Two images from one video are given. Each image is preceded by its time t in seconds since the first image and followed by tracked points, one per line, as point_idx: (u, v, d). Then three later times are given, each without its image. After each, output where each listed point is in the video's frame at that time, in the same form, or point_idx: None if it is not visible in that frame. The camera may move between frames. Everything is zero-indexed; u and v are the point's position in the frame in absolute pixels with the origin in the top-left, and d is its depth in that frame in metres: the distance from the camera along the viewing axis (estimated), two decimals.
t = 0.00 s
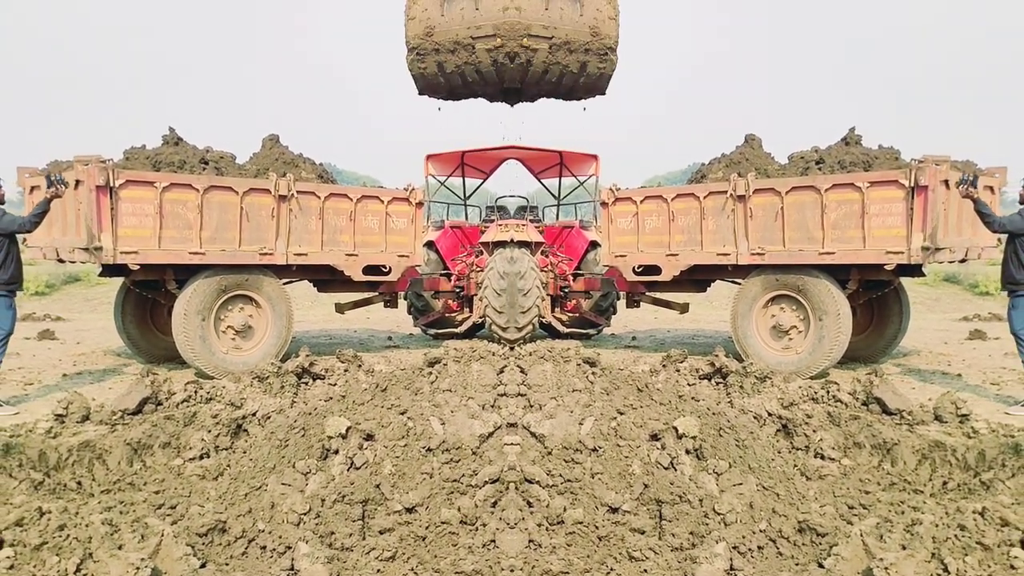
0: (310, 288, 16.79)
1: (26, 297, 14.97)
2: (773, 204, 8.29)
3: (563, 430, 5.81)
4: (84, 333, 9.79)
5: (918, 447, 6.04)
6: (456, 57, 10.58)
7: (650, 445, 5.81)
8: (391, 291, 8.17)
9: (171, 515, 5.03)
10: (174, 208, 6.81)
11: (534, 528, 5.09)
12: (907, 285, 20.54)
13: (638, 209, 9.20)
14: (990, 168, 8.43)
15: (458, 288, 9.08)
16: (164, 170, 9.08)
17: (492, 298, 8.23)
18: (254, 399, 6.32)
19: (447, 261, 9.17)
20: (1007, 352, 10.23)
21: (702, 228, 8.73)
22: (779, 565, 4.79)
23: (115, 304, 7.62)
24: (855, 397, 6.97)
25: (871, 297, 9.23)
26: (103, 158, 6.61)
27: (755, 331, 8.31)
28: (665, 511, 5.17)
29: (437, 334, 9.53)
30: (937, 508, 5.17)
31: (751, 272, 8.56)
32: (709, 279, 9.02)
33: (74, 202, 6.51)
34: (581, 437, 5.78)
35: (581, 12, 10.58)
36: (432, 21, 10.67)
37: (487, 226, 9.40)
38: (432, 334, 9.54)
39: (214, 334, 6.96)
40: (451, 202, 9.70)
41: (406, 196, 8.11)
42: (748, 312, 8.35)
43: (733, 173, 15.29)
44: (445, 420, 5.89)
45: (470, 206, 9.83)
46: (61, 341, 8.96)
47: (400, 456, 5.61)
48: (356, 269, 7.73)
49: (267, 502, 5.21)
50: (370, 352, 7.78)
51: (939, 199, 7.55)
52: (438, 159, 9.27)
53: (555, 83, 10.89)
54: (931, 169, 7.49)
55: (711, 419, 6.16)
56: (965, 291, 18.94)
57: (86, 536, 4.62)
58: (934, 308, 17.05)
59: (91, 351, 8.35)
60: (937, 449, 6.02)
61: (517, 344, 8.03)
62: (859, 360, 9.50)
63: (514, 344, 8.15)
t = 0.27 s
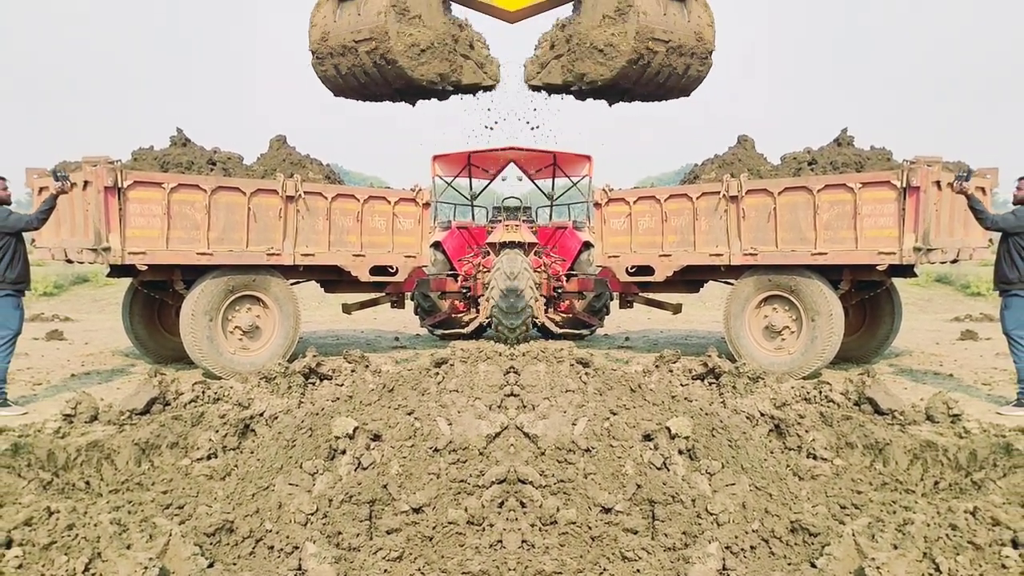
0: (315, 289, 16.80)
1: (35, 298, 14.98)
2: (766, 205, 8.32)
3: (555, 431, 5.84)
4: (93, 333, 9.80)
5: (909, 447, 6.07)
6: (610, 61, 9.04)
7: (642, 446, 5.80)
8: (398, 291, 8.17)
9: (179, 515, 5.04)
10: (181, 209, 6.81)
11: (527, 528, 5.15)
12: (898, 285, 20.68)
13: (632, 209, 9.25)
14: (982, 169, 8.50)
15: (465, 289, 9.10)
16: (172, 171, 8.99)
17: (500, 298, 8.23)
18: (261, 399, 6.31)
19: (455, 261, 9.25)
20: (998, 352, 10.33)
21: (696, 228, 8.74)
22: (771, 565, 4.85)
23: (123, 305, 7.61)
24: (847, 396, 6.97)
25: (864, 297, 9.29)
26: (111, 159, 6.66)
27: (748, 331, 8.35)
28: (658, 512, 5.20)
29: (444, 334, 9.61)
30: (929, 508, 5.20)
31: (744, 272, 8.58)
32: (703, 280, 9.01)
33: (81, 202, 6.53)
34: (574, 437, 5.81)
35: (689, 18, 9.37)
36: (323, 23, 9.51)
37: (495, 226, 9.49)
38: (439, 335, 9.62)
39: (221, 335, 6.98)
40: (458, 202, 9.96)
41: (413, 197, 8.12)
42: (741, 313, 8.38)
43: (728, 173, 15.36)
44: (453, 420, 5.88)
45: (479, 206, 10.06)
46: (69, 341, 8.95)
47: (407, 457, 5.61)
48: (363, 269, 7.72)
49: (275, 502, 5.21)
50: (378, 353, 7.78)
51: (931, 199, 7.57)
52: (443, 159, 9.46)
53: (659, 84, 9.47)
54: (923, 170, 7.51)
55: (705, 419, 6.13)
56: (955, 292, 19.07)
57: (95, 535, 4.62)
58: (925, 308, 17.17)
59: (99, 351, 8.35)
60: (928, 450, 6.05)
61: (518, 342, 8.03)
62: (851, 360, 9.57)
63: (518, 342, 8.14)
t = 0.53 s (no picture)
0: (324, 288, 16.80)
1: (45, 297, 15.00)
2: (757, 205, 8.27)
3: (547, 431, 5.77)
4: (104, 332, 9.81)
5: (899, 446, 6.13)
6: (710, 80, 9.12)
7: (634, 445, 5.80)
8: (406, 291, 8.19)
9: (189, 514, 5.06)
10: (191, 209, 6.83)
11: (518, 529, 5.12)
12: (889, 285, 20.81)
13: (623, 209, 9.30)
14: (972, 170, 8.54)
15: (473, 288, 9.23)
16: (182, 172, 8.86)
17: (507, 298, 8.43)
18: (270, 398, 6.29)
19: (462, 260, 9.60)
20: (987, 352, 10.41)
21: (687, 228, 8.69)
22: (762, 563, 4.92)
23: (133, 305, 7.63)
24: (838, 395, 7.01)
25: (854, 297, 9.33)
26: (123, 161, 6.73)
27: (739, 332, 8.36)
28: (649, 512, 5.20)
29: (453, 334, 9.70)
30: (919, 507, 5.28)
31: (735, 272, 8.53)
32: (693, 279, 9.00)
33: (92, 203, 6.56)
34: (566, 437, 5.74)
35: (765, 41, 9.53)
36: (264, 50, 9.33)
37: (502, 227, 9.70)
38: (447, 334, 9.72)
39: (231, 335, 7.01)
40: (467, 202, 10.02)
41: (421, 197, 8.15)
42: (733, 312, 8.38)
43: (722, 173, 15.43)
44: (461, 420, 5.89)
45: (486, 206, 10.05)
46: (80, 341, 8.94)
47: (415, 456, 5.62)
48: (372, 270, 7.77)
49: (284, 502, 5.22)
50: (387, 354, 7.78)
51: (920, 200, 7.61)
52: (452, 159, 9.45)
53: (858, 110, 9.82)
54: (912, 170, 7.56)
55: (696, 418, 6.13)
56: (945, 291, 19.19)
57: (105, 534, 4.62)
58: (915, 308, 17.29)
59: (109, 351, 8.35)
60: (919, 449, 6.12)
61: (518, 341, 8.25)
62: (842, 360, 9.62)
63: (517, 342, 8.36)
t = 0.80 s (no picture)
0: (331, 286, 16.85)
1: (54, 297, 15.05)
2: (749, 205, 8.25)
3: (541, 431, 5.85)
4: (114, 331, 9.82)
5: (891, 444, 5.95)
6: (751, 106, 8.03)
7: (627, 444, 5.86)
8: (414, 291, 8.16)
9: (196, 512, 5.05)
10: (200, 208, 6.83)
11: (512, 529, 5.22)
12: (882, 284, 20.90)
13: (616, 209, 9.26)
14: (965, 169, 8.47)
15: (481, 289, 9.56)
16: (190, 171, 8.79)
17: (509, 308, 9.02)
18: (277, 397, 6.36)
19: (470, 260, 9.65)
20: (979, 351, 10.40)
21: (679, 228, 8.71)
22: (755, 562, 4.85)
23: (141, 306, 7.63)
24: (829, 395, 6.79)
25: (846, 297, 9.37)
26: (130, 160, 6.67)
27: (732, 332, 8.28)
28: (641, 510, 5.32)
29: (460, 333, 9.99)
30: (911, 506, 5.13)
31: (728, 271, 8.50)
32: (686, 279, 8.99)
33: (100, 203, 6.56)
34: (559, 437, 5.84)
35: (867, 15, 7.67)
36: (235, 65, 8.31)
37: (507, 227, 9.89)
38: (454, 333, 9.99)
39: (239, 335, 7.01)
40: (473, 202, 10.31)
41: (428, 197, 8.15)
42: (725, 312, 8.32)
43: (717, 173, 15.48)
44: (467, 420, 5.92)
45: (493, 206, 10.46)
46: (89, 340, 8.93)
47: (423, 455, 5.68)
48: (379, 269, 7.72)
49: (291, 501, 5.23)
50: (394, 353, 7.83)
51: (911, 199, 7.54)
52: (460, 159, 9.75)
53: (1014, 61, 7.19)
54: (904, 169, 7.46)
55: (688, 418, 6.09)
56: (937, 291, 19.28)
57: (113, 533, 4.61)
58: (907, 307, 17.37)
59: (118, 350, 8.35)
60: (911, 447, 5.91)
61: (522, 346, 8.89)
62: (834, 359, 9.65)
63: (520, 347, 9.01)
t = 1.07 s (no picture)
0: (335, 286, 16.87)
1: (58, 294, 15.06)
2: (745, 204, 8.23)
3: (538, 430, 5.78)
4: (116, 330, 9.82)
5: (887, 443, 5.92)
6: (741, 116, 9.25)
7: (624, 444, 5.84)
8: (417, 290, 8.20)
9: (200, 511, 5.05)
10: (203, 207, 6.84)
11: (510, 529, 5.20)
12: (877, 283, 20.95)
13: (612, 209, 9.13)
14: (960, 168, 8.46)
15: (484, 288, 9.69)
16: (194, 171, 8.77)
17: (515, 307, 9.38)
18: (280, 396, 6.40)
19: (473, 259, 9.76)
20: (974, 351, 10.42)
21: (675, 228, 8.66)
22: (751, 561, 4.92)
23: (145, 304, 7.63)
24: (824, 394, 6.69)
25: (841, 296, 9.40)
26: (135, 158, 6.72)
27: (728, 331, 8.29)
28: (638, 510, 5.33)
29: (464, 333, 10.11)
30: (907, 504, 5.12)
31: (725, 271, 8.49)
32: (683, 279, 8.98)
33: (104, 202, 6.60)
34: (556, 437, 5.75)
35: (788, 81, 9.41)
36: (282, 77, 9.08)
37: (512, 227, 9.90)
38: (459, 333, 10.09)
39: (243, 334, 7.03)
40: (477, 202, 10.32)
41: (432, 196, 8.15)
42: (721, 312, 8.34)
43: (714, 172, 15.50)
44: (471, 419, 5.90)
45: (497, 206, 10.44)
46: (93, 339, 8.93)
47: (426, 455, 5.65)
48: (384, 268, 7.79)
49: (295, 500, 5.25)
50: (398, 351, 7.85)
51: (907, 198, 7.54)
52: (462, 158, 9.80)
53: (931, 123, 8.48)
54: (900, 169, 7.45)
55: (685, 417, 6.12)
56: (932, 290, 19.33)
57: (118, 531, 4.60)
58: (903, 306, 17.41)
59: (121, 349, 8.35)
60: (907, 446, 5.88)
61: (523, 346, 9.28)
62: (830, 357, 9.66)
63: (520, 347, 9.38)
